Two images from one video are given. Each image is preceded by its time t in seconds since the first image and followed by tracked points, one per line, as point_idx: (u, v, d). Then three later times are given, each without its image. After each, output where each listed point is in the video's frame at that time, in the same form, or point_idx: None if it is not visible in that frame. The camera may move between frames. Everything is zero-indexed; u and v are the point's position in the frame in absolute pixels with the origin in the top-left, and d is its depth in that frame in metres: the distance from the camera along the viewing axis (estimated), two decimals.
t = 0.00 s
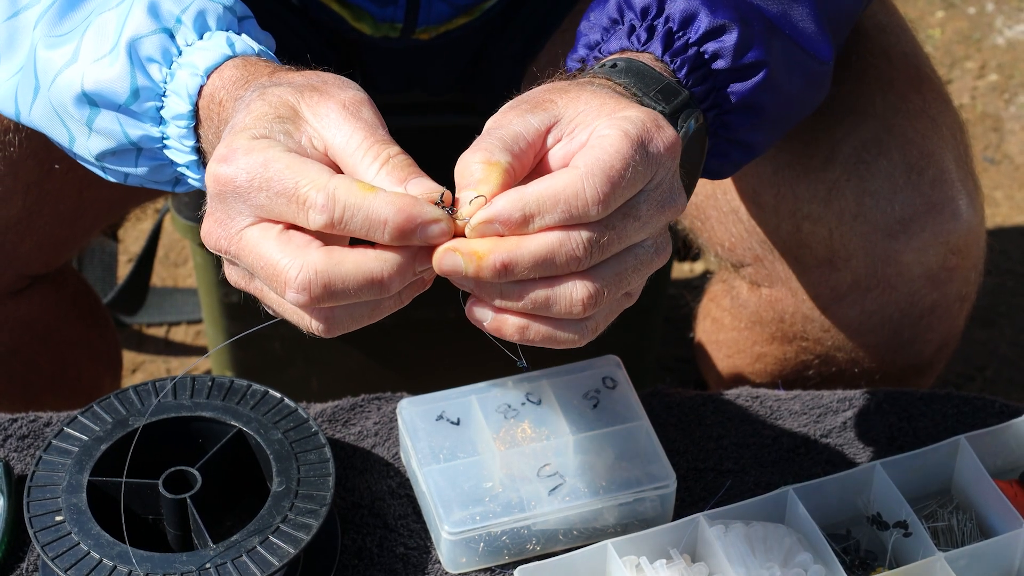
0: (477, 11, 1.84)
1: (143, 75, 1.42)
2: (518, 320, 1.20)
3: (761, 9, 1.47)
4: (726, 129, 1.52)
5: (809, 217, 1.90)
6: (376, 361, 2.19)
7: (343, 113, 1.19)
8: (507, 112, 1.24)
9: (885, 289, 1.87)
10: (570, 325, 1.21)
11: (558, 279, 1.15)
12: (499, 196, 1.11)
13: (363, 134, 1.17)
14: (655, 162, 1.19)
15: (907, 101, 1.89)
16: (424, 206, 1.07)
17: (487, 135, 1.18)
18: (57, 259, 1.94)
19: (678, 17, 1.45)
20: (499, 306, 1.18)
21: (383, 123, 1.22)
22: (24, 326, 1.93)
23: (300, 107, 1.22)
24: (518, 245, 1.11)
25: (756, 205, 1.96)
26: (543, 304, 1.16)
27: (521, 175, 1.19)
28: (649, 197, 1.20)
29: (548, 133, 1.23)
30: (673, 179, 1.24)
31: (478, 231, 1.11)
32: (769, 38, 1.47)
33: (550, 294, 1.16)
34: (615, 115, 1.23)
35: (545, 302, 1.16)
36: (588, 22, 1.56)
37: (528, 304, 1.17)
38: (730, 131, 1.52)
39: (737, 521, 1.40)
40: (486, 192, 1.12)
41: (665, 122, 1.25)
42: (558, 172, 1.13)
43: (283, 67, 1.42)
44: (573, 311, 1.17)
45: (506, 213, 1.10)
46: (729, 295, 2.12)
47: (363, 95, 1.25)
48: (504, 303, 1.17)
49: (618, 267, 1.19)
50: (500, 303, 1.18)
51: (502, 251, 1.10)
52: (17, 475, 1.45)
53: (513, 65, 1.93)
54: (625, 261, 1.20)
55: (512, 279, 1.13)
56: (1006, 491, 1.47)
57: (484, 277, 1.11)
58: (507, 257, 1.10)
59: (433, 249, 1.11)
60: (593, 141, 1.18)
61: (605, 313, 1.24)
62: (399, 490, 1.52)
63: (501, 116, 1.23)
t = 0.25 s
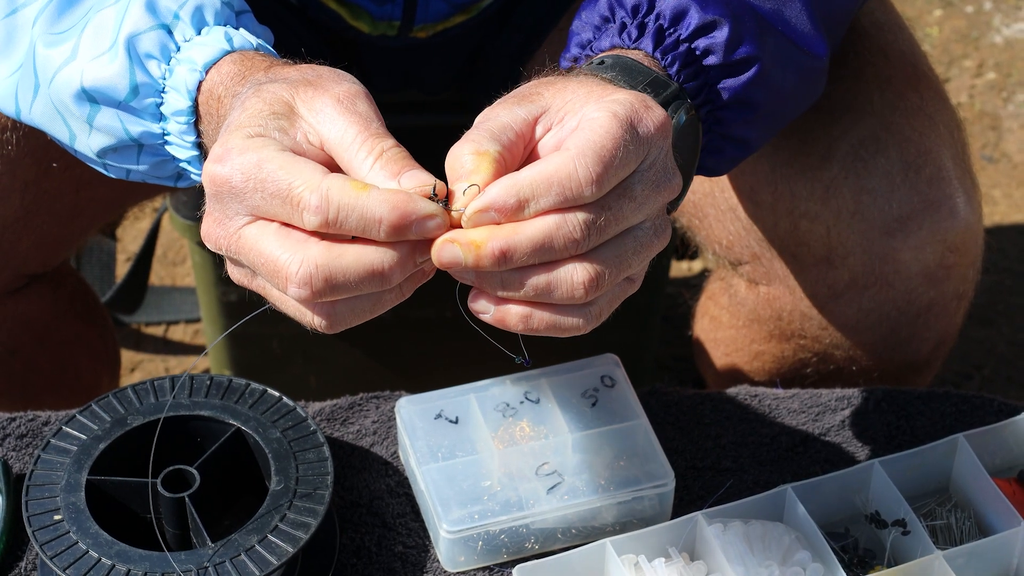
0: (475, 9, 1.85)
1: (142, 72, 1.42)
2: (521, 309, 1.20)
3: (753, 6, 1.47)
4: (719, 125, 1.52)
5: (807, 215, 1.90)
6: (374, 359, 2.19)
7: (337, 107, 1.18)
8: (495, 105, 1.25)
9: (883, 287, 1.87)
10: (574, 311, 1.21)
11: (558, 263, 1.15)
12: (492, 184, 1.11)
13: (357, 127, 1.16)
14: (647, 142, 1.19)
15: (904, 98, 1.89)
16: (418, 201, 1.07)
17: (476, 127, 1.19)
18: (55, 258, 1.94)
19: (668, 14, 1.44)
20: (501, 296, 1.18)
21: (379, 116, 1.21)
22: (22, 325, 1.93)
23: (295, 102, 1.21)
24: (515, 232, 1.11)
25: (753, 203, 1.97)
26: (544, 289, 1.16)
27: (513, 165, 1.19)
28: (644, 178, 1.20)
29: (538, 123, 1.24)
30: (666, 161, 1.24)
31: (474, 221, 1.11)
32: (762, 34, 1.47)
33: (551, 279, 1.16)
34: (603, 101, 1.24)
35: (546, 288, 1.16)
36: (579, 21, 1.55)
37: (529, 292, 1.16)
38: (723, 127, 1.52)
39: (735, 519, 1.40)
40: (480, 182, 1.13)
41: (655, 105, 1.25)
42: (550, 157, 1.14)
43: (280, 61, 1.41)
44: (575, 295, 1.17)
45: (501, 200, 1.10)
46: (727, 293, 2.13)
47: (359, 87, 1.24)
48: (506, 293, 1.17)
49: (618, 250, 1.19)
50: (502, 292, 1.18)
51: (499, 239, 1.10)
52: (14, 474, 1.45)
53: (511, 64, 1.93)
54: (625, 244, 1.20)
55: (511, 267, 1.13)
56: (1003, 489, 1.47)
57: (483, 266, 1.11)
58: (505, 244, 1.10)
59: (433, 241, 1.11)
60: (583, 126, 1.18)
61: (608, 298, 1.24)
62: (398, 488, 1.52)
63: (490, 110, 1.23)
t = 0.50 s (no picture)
0: (475, 9, 1.84)
1: (137, 77, 1.41)
2: (518, 305, 1.19)
3: (752, 6, 1.46)
4: (718, 124, 1.52)
5: (806, 215, 1.90)
6: (374, 359, 2.19)
7: (327, 111, 1.18)
8: (492, 104, 1.24)
9: (882, 287, 1.87)
10: (571, 306, 1.21)
11: (555, 259, 1.15)
12: (489, 180, 1.11)
13: (348, 131, 1.15)
14: (644, 138, 1.19)
15: (904, 98, 1.89)
16: (414, 199, 1.07)
17: (473, 125, 1.19)
18: (54, 258, 1.94)
19: (667, 14, 1.44)
20: (498, 292, 1.18)
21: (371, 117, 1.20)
22: (21, 325, 1.93)
23: (285, 110, 1.21)
24: (512, 228, 1.11)
25: (753, 203, 1.97)
26: (541, 285, 1.16)
27: (509, 162, 1.19)
28: (642, 174, 1.19)
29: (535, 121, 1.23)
30: (666, 154, 1.24)
31: (471, 217, 1.11)
32: (761, 33, 1.47)
33: (548, 275, 1.15)
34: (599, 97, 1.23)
35: (543, 284, 1.16)
36: (577, 21, 1.55)
37: (526, 288, 1.16)
38: (722, 126, 1.52)
39: (734, 519, 1.40)
40: (476, 178, 1.13)
41: (652, 102, 1.25)
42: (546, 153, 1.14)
43: (270, 61, 1.40)
44: (572, 291, 1.17)
45: (498, 196, 1.10)
46: (727, 293, 2.13)
47: (349, 89, 1.24)
48: (503, 289, 1.17)
49: (616, 246, 1.19)
50: (499, 288, 1.17)
51: (496, 235, 1.10)
52: (13, 474, 1.45)
53: (510, 64, 1.93)
54: (622, 240, 1.20)
55: (509, 263, 1.13)
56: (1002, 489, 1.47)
57: (481, 263, 1.11)
58: (502, 240, 1.10)
59: (431, 239, 1.11)
60: (579, 122, 1.18)
61: (606, 294, 1.23)
62: (397, 488, 1.52)
63: (487, 108, 1.23)
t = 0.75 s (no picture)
0: (475, 9, 1.84)
1: (134, 82, 1.41)
2: (523, 299, 1.19)
3: (750, 5, 1.47)
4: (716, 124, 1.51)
5: (807, 215, 1.90)
6: (374, 359, 2.19)
7: (319, 114, 1.17)
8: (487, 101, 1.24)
9: (883, 287, 1.87)
10: (576, 298, 1.20)
11: (558, 251, 1.15)
12: (488, 175, 1.12)
13: (342, 133, 1.14)
14: (641, 128, 1.19)
15: (904, 98, 1.89)
16: (414, 197, 1.06)
17: (470, 122, 1.19)
18: (55, 258, 1.94)
19: (663, 13, 1.43)
20: (503, 287, 1.18)
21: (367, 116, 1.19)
22: (22, 325, 1.93)
23: (279, 116, 1.21)
24: (514, 221, 1.11)
25: (754, 203, 1.97)
26: (546, 278, 1.16)
27: (507, 158, 1.19)
28: (641, 163, 1.20)
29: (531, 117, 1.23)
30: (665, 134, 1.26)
31: (472, 213, 1.11)
32: (759, 33, 1.47)
33: (551, 267, 1.15)
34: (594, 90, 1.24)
35: (547, 276, 1.16)
36: (574, 22, 1.55)
37: (531, 282, 1.16)
38: (721, 125, 1.51)
39: (735, 519, 1.40)
40: (474, 173, 1.13)
41: (647, 92, 1.26)
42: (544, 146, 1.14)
43: (263, 61, 1.39)
44: (576, 282, 1.16)
45: (498, 190, 1.10)
46: (727, 293, 2.13)
47: (342, 89, 1.23)
48: (508, 283, 1.17)
49: (619, 236, 1.19)
50: (503, 282, 1.17)
51: (499, 229, 1.10)
52: (14, 474, 1.45)
53: (511, 64, 1.93)
54: (625, 230, 1.19)
55: (512, 257, 1.13)
56: (1003, 489, 1.47)
57: (485, 258, 1.11)
58: (505, 234, 1.10)
59: (434, 237, 1.11)
60: (575, 114, 1.18)
61: (611, 285, 1.23)
62: (398, 488, 1.52)
63: (482, 106, 1.23)
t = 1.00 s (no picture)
0: (476, 8, 1.84)
1: (139, 81, 1.42)
2: (537, 286, 1.18)
3: (742, 3, 1.46)
4: (716, 122, 1.50)
5: (808, 215, 1.90)
6: (375, 359, 2.19)
7: (318, 113, 1.17)
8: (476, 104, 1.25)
9: (884, 287, 1.87)
10: (590, 278, 1.19)
11: (563, 231, 1.14)
12: (482, 168, 1.12)
13: (340, 132, 1.13)
14: (626, 100, 1.19)
15: (905, 98, 1.89)
16: (414, 197, 1.06)
17: (457, 127, 1.19)
18: (55, 258, 1.94)
19: (656, 14, 1.42)
20: (514, 276, 1.17)
21: (368, 113, 1.17)
22: (23, 325, 1.93)
23: (280, 117, 1.20)
24: (516, 207, 1.11)
25: (754, 203, 1.97)
26: (555, 260, 1.15)
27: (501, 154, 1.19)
28: (633, 135, 1.20)
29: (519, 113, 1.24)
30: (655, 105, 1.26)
31: (473, 207, 1.11)
32: (753, 30, 1.46)
33: (559, 248, 1.14)
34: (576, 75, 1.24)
35: (557, 258, 1.15)
36: (569, 27, 1.53)
37: (541, 267, 1.15)
38: (721, 124, 1.50)
39: (736, 519, 1.40)
40: (468, 168, 1.13)
41: (629, 67, 1.27)
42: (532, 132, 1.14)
43: (264, 58, 1.38)
44: (586, 260, 1.15)
45: (494, 178, 1.10)
46: (728, 293, 2.13)
47: (343, 86, 1.22)
48: (518, 271, 1.16)
49: (625, 210, 1.18)
50: (515, 273, 1.17)
51: (502, 217, 1.10)
52: (15, 474, 1.45)
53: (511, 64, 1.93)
54: (628, 204, 1.19)
55: (519, 244, 1.12)
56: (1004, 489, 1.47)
57: (493, 248, 1.11)
58: (509, 221, 1.10)
59: (440, 236, 1.11)
60: (560, 98, 1.18)
61: (623, 262, 1.22)
62: (399, 488, 1.51)
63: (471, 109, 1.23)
